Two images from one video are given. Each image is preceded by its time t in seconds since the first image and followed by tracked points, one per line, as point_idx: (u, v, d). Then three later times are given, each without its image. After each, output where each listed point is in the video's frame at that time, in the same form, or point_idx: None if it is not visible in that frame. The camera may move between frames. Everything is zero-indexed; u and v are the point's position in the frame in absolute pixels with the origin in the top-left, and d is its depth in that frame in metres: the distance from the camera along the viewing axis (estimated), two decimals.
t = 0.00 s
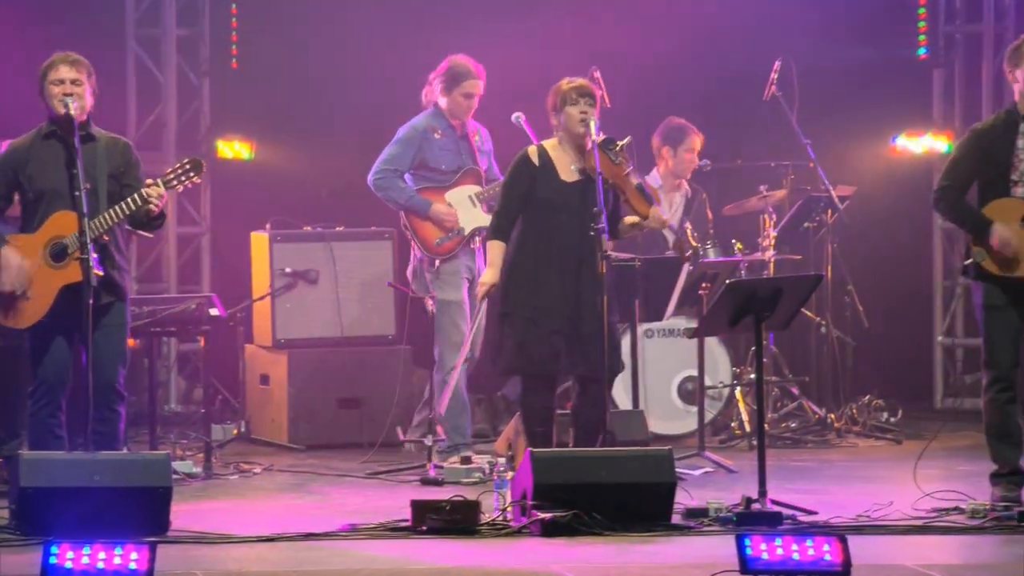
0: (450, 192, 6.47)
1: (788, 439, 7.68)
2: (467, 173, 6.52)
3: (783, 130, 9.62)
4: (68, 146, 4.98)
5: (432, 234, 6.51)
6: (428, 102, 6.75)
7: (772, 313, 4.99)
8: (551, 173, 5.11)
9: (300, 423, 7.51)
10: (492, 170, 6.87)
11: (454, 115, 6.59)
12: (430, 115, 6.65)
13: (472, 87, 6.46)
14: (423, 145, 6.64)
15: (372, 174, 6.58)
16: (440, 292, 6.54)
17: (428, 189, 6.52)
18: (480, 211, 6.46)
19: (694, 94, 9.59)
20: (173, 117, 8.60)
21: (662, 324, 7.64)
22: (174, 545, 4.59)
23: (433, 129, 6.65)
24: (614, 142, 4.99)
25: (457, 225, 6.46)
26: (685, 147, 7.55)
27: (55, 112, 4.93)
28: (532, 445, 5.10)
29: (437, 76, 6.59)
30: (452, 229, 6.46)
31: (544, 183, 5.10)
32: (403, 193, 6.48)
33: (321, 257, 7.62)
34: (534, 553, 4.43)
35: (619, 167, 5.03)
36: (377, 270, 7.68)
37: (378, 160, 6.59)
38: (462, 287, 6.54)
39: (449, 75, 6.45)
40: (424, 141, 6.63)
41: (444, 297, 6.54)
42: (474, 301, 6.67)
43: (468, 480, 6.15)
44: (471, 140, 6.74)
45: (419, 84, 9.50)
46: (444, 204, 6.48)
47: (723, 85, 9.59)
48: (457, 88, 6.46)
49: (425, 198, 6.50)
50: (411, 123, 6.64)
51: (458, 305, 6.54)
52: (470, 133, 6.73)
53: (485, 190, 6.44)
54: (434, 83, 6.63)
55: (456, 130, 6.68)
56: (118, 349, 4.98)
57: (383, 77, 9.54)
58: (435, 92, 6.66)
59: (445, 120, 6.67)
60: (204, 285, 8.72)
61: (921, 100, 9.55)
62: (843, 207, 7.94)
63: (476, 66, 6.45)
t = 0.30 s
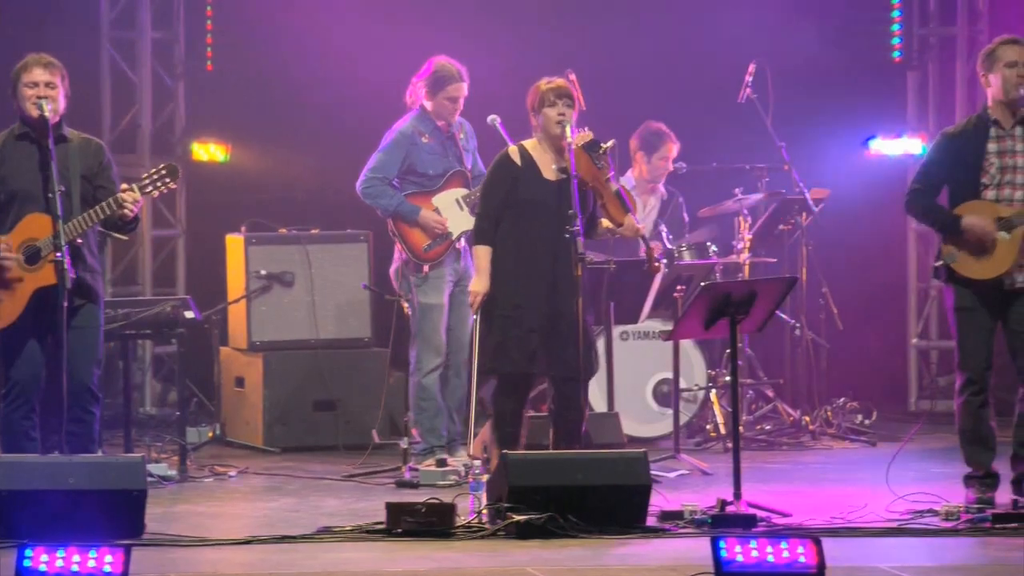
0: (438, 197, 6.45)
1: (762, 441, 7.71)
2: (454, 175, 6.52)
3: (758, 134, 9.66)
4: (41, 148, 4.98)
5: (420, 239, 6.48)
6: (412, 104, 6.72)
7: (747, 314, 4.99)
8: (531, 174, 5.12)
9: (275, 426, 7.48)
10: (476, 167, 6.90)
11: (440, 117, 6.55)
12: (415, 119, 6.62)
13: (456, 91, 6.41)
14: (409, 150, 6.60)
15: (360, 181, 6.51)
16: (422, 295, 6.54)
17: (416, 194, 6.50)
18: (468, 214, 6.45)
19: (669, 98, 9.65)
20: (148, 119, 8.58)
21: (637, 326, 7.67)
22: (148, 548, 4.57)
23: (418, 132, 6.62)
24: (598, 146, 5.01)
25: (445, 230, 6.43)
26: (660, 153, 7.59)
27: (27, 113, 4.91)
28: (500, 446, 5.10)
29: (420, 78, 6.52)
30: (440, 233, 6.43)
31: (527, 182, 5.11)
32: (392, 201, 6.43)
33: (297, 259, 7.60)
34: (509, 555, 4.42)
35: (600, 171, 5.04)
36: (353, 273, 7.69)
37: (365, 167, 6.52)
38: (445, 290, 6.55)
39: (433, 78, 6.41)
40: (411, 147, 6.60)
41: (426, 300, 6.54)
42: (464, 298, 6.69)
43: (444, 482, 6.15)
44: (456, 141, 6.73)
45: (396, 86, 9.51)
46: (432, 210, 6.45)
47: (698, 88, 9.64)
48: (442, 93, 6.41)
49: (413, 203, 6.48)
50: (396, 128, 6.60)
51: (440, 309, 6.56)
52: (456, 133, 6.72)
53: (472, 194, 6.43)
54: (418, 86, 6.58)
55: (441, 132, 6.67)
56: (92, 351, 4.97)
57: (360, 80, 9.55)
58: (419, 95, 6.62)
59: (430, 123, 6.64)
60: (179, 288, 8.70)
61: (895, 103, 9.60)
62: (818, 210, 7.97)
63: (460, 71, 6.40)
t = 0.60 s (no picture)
0: (412, 199, 6.48)
1: (736, 444, 7.75)
2: (430, 179, 6.55)
3: (731, 137, 9.71)
4: (15, 149, 4.95)
5: (391, 241, 6.50)
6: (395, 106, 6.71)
7: (721, 319, 5.04)
8: (506, 177, 5.13)
9: (249, 429, 7.48)
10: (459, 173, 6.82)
11: (423, 120, 6.54)
12: (396, 121, 6.62)
13: (443, 96, 6.38)
14: (386, 153, 6.60)
15: (332, 180, 6.54)
16: (401, 297, 6.55)
17: (388, 197, 6.53)
18: (443, 219, 6.47)
19: (644, 101, 9.68)
20: (121, 121, 8.56)
21: (611, 329, 7.69)
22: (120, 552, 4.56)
23: (398, 135, 6.61)
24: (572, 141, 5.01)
25: (416, 232, 6.44)
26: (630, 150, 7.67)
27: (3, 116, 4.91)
28: (473, 449, 5.11)
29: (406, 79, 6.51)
30: (410, 235, 6.44)
31: (501, 188, 5.13)
32: (362, 200, 6.45)
33: (269, 262, 7.61)
34: (483, 558, 4.43)
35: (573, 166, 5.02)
36: (325, 275, 7.68)
37: (338, 166, 6.55)
38: (424, 293, 6.55)
39: (420, 79, 6.38)
40: (387, 149, 6.59)
41: (404, 303, 6.55)
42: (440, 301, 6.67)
43: (418, 485, 6.18)
44: (439, 147, 6.70)
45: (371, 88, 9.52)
46: (404, 211, 6.47)
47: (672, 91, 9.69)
48: (429, 95, 6.38)
49: (385, 205, 6.50)
50: (375, 129, 6.61)
51: (418, 313, 6.55)
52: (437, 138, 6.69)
53: (445, 200, 6.45)
54: (404, 88, 6.55)
55: (422, 137, 6.64)
56: (63, 355, 4.99)
57: (336, 82, 9.54)
58: (403, 96, 6.59)
59: (411, 127, 6.62)
60: (153, 290, 8.67)
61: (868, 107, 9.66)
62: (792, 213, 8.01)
63: (449, 75, 6.38)
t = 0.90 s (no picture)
0: (392, 201, 6.49)
1: (709, 447, 7.78)
2: (410, 183, 6.57)
3: (705, 140, 9.74)
4: None
5: (369, 238, 6.50)
6: (379, 106, 6.72)
7: (694, 322, 5.06)
8: (475, 183, 5.18)
9: (222, 432, 7.49)
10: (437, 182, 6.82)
11: (406, 119, 6.58)
12: (380, 120, 6.63)
13: (427, 92, 6.49)
14: (369, 150, 6.61)
15: (315, 172, 6.52)
16: (376, 299, 6.56)
17: (369, 194, 6.52)
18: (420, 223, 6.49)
19: (619, 104, 9.71)
20: (94, 124, 8.54)
21: (588, 331, 7.63)
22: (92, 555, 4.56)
23: (381, 133, 6.62)
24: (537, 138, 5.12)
25: (394, 233, 6.46)
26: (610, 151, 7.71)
27: None
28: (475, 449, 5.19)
29: (392, 78, 6.56)
30: (387, 235, 6.46)
31: (471, 192, 5.17)
32: (345, 194, 6.43)
33: (244, 264, 7.58)
34: (456, 561, 4.44)
35: (541, 164, 5.14)
36: (301, 278, 7.65)
37: (323, 158, 6.53)
38: (399, 296, 6.57)
39: (404, 78, 6.48)
40: (370, 146, 6.60)
41: (380, 305, 6.56)
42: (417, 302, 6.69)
43: (391, 488, 6.18)
44: (418, 152, 6.71)
45: (345, 90, 9.51)
46: (384, 210, 6.48)
47: (646, 95, 9.72)
48: (412, 91, 6.48)
49: (365, 201, 6.50)
50: (361, 126, 6.62)
51: (394, 314, 6.57)
52: (417, 144, 6.72)
53: (426, 203, 6.48)
54: (387, 87, 6.62)
55: (404, 137, 6.66)
56: (37, 356, 5.00)
57: (311, 83, 9.53)
58: (387, 96, 6.63)
59: (395, 126, 6.64)
60: (126, 293, 8.65)
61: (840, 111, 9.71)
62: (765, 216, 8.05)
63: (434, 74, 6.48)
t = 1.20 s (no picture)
0: (375, 200, 6.52)
1: (684, 450, 7.81)
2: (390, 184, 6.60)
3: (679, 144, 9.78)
4: None
5: (356, 237, 6.48)
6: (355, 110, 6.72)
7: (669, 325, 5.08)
8: (444, 190, 5.21)
9: (197, 435, 7.46)
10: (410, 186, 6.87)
11: (382, 122, 6.59)
12: (360, 121, 6.60)
13: (402, 92, 6.51)
14: (353, 149, 6.57)
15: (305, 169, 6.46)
16: (363, 301, 6.55)
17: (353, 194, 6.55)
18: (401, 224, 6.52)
19: (594, 108, 9.76)
20: (67, 127, 8.51)
21: (562, 335, 7.72)
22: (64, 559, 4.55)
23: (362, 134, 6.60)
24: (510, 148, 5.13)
25: (380, 233, 6.46)
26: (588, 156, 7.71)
27: None
28: (449, 456, 5.15)
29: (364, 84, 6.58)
30: (375, 234, 6.44)
31: (442, 199, 5.21)
32: (337, 192, 6.39)
33: (218, 267, 7.58)
34: (430, 565, 4.45)
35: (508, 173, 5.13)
36: (274, 282, 7.68)
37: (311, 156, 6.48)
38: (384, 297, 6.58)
39: (376, 80, 6.50)
40: (355, 145, 6.58)
41: (367, 307, 6.55)
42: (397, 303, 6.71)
43: (366, 492, 6.18)
44: (394, 153, 6.73)
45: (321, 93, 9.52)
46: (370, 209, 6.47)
47: (620, 99, 9.76)
48: (387, 91, 6.50)
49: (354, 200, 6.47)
50: (342, 126, 6.59)
51: (382, 314, 6.58)
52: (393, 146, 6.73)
53: (404, 205, 6.52)
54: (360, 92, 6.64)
55: (382, 140, 6.69)
56: (10, 362, 5.03)
57: (287, 86, 9.53)
58: (362, 100, 6.64)
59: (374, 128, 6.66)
60: (100, 296, 8.63)
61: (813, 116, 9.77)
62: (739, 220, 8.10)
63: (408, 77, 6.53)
